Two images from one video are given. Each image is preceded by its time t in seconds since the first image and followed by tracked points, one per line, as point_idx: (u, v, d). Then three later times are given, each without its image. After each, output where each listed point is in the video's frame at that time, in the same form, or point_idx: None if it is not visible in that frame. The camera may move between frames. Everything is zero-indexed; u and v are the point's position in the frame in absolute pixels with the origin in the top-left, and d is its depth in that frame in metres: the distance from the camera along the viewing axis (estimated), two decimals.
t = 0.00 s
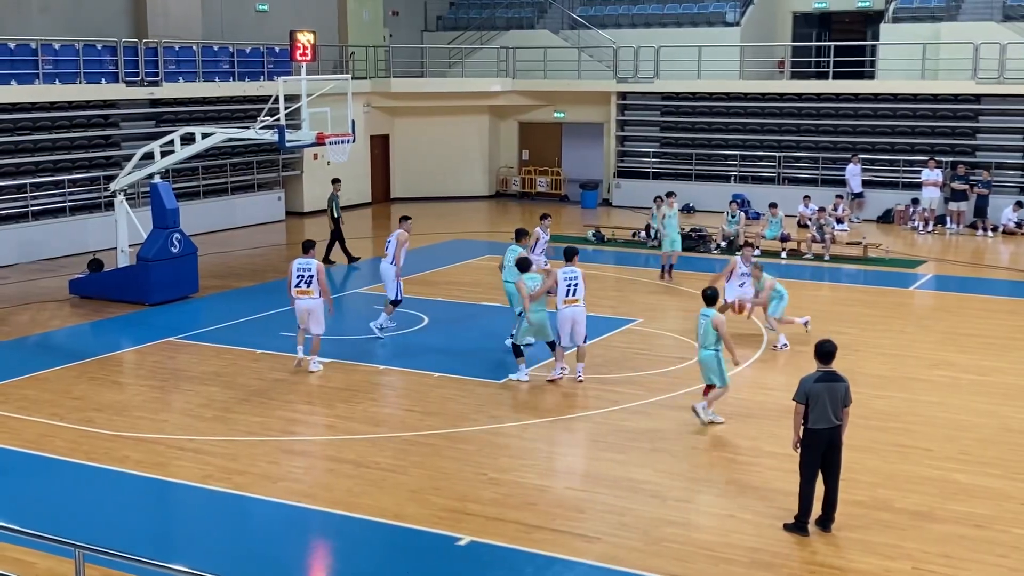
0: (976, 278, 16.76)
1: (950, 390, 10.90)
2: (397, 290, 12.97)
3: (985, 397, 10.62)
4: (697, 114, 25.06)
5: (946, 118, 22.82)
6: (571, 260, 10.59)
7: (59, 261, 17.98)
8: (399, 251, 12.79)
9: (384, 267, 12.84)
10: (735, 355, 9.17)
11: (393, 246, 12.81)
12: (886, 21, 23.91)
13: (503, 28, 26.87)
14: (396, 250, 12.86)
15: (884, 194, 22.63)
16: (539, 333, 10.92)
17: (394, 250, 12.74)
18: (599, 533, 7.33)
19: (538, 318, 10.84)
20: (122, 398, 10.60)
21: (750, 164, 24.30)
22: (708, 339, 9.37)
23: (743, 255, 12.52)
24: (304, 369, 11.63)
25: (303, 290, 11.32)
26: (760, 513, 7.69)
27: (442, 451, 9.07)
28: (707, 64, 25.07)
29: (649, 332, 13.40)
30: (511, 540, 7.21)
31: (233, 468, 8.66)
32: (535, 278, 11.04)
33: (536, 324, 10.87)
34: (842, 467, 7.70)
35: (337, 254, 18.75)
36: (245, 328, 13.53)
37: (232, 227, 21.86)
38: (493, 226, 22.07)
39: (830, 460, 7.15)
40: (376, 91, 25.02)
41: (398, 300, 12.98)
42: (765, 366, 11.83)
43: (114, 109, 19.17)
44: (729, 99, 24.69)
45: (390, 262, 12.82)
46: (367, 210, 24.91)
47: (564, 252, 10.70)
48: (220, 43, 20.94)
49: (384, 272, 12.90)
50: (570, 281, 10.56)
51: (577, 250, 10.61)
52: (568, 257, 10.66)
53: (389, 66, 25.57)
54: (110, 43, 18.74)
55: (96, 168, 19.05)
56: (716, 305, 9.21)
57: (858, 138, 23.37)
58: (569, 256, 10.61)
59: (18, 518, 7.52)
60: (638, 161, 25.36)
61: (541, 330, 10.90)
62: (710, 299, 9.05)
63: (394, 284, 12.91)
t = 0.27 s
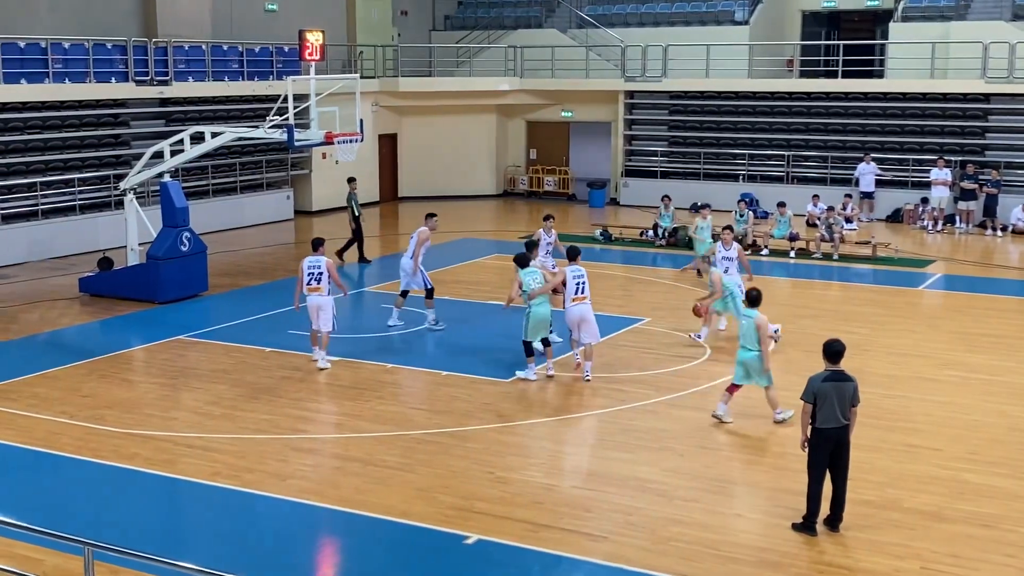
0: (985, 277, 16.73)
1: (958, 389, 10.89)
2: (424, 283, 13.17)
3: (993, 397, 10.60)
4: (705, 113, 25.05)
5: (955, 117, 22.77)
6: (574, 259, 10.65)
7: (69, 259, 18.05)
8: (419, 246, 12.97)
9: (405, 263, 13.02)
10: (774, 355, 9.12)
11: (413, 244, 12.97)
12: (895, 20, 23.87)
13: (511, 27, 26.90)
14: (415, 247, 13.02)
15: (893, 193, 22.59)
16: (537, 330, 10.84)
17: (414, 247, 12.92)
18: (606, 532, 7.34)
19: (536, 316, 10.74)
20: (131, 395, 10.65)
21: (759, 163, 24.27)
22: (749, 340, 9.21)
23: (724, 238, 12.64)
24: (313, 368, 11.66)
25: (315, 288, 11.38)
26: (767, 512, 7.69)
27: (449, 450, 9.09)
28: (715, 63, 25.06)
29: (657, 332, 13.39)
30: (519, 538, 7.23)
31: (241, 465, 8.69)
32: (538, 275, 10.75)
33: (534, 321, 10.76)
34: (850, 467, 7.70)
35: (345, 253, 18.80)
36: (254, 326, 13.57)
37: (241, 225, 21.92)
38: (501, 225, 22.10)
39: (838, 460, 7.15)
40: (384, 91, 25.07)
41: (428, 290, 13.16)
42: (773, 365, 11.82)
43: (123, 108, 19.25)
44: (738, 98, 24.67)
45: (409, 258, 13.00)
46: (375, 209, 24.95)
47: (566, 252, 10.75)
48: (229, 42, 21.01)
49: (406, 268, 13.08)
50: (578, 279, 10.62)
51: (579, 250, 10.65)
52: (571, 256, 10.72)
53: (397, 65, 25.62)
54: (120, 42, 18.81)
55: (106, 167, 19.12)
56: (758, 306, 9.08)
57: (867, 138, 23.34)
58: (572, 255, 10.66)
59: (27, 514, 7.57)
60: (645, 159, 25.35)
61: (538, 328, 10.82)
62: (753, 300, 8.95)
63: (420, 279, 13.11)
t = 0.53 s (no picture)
0: (999, 279, 16.65)
1: (972, 391, 10.84)
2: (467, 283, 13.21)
3: (1008, 399, 10.55)
4: (718, 113, 24.99)
5: (970, 118, 22.66)
6: (568, 262, 10.68)
7: (83, 259, 18.13)
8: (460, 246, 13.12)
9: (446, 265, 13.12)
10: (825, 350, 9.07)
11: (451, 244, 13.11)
12: (910, 20, 23.76)
13: (524, 27, 26.89)
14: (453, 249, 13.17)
15: (907, 193, 22.49)
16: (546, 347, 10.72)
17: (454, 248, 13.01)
18: (617, 533, 7.33)
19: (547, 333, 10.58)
20: (144, 395, 10.68)
21: (772, 164, 24.20)
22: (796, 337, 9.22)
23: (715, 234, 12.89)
24: (326, 368, 11.69)
25: (328, 283, 11.46)
26: (779, 514, 7.67)
27: (461, 450, 9.09)
28: (729, 63, 25.00)
29: (669, 333, 13.37)
30: (530, 539, 7.22)
31: (254, 465, 8.71)
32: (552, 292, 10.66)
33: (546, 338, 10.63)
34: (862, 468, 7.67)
35: (357, 253, 18.83)
36: (266, 326, 13.60)
37: (254, 225, 21.97)
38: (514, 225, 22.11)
39: (850, 461, 7.12)
40: (397, 91, 25.08)
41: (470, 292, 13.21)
42: (785, 366, 11.79)
43: (137, 108, 19.34)
44: (751, 98, 24.60)
45: (451, 258, 13.09)
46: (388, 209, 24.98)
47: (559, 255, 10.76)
48: (243, 42, 21.07)
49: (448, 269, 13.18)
50: (576, 281, 10.67)
51: (573, 253, 10.67)
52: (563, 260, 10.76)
53: (410, 66, 25.64)
54: (134, 42, 18.88)
55: (120, 167, 19.19)
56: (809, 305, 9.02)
57: (881, 138, 23.26)
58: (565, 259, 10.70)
59: (40, 514, 7.59)
60: (658, 160, 25.30)
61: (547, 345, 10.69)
62: (803, 298, 8.75)
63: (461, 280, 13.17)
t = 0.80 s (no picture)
0: (1016, 280, 16.54)
1: (987, 392, 10.78)
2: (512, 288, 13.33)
3: None
4: (733, 114, 24.92)
5: (986, 118, 22.54)
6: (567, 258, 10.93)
7: (98, 259, 18.21)
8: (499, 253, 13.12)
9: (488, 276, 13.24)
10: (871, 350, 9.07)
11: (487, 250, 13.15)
12: (925, 20, 23.65)
13: (538, 27, 26.88)
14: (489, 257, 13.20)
15: (922, 194, 22.39)
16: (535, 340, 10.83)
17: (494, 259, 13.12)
18: (630, 534, 7.32)
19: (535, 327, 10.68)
20: (159, 393, 10.73)
21: (787, 164, 24.11)
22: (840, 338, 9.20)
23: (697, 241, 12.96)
24: (339, 367, 11.71)
25: (346, 281, 11.47)
26: (793, 515, 7.64)
27: (474, 450, 9.09)
28: (744, 63, 24.93)
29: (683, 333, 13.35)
30: (543, 539, 7.21)
31: (268, 464, 8.73)
32: (538, 288, 10.68)
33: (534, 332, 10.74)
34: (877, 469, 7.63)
35: (370, 253, 18.86)
36: (280, 326, 13.63)
37: (269, 225, 22.03)
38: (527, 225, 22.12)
39: (864, 463, 7.08)
40: (411, 91, 25.10)
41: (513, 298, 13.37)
42: (800, 367, 11.75)
43: (153, 108, 19.43)
44: (766, 98, 24.53)
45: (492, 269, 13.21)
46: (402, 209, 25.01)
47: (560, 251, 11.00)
48: (257, 42, 21.12)
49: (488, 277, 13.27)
50: (576, 276, 11.03)
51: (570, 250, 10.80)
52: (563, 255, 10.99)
53: (424, 66, 25.66)
54: (149, 42, 18.96)
55: (135, 167, 19.27)
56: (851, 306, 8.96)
57: (896, 139, 23.16)
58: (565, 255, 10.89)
59: (56, 512, 7.63)
60: (673, 160, 25.24)
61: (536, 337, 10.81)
62: (846, 300, 8.73)
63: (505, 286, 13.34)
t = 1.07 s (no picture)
0: None
1: (1003, 393, 10.72)
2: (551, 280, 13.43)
3: None
4: (747, 114, 24.85)
5: (1002, 118, 22.43)
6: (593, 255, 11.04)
7: (114, 258, 18.29)
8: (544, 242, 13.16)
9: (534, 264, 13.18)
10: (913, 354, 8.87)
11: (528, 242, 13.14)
12: (941, 20, 23.54)
13: (552, 27, 26.87)
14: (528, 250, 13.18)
15: (938, 194, 22.28)
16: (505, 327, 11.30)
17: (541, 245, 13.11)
18: (644, 534, 7.30)
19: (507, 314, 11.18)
20: (173, 392, 10.77)
21: (802, 164, 24.03)
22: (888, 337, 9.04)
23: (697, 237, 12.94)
24: (353, 367, 11.72)
25: (369, 281, 11.50)
26: (808, 516, 7.61)
27: (487, 450, 9.09)
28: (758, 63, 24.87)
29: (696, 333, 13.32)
30: (557, 539, 7.21)
31: (281, 463, 8.75)
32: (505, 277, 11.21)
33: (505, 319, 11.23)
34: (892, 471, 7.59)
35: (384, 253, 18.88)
36: (294, 326, 13.66)
37: (283, 225, 22.09)
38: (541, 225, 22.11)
39: (879, 463, 7.05)
40: (425, 91, 25.13)
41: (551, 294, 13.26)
42: (814, 368, 11.70)
43: (168, 108, 19.53)
44: (780, 98, 24.46)
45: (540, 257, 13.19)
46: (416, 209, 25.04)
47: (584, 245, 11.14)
48: (272, 43, 21.19)
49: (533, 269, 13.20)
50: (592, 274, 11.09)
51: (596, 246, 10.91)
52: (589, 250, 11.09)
53: (438, 66, 25.69)
54: (165, 42, 19.04)
55: (150, 166, 19.35)
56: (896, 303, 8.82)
57: (911, 139, 23.06)
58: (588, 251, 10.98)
59: (71, 511, 7.67)
60: (687, 160, 25.18)
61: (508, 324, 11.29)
62: (890, 297, 8.70)
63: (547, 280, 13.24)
